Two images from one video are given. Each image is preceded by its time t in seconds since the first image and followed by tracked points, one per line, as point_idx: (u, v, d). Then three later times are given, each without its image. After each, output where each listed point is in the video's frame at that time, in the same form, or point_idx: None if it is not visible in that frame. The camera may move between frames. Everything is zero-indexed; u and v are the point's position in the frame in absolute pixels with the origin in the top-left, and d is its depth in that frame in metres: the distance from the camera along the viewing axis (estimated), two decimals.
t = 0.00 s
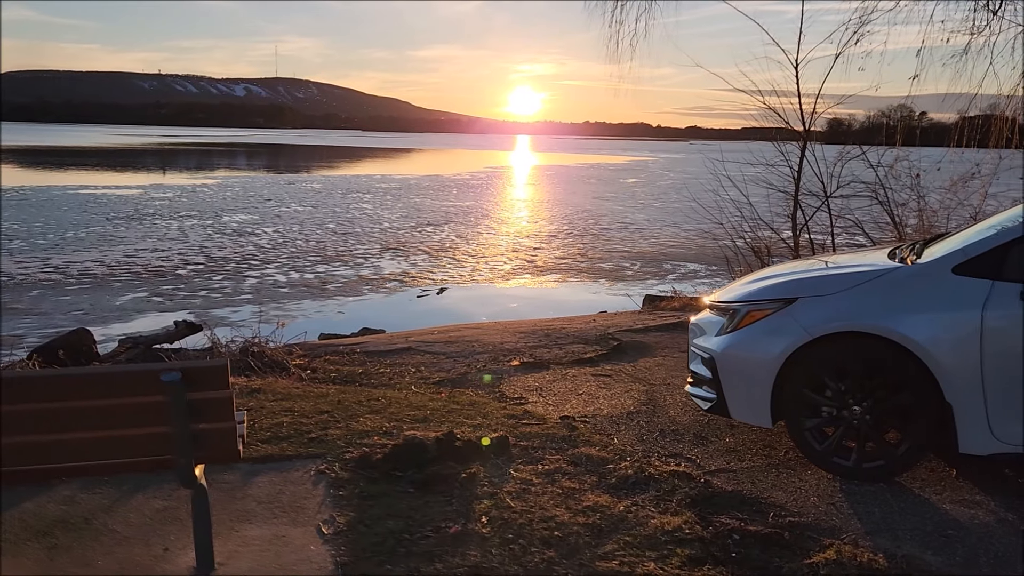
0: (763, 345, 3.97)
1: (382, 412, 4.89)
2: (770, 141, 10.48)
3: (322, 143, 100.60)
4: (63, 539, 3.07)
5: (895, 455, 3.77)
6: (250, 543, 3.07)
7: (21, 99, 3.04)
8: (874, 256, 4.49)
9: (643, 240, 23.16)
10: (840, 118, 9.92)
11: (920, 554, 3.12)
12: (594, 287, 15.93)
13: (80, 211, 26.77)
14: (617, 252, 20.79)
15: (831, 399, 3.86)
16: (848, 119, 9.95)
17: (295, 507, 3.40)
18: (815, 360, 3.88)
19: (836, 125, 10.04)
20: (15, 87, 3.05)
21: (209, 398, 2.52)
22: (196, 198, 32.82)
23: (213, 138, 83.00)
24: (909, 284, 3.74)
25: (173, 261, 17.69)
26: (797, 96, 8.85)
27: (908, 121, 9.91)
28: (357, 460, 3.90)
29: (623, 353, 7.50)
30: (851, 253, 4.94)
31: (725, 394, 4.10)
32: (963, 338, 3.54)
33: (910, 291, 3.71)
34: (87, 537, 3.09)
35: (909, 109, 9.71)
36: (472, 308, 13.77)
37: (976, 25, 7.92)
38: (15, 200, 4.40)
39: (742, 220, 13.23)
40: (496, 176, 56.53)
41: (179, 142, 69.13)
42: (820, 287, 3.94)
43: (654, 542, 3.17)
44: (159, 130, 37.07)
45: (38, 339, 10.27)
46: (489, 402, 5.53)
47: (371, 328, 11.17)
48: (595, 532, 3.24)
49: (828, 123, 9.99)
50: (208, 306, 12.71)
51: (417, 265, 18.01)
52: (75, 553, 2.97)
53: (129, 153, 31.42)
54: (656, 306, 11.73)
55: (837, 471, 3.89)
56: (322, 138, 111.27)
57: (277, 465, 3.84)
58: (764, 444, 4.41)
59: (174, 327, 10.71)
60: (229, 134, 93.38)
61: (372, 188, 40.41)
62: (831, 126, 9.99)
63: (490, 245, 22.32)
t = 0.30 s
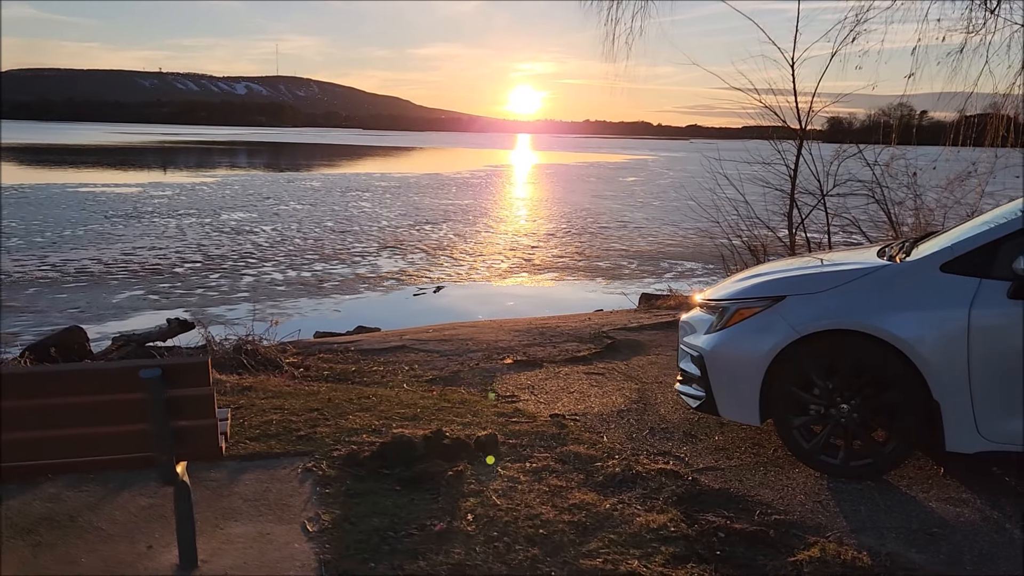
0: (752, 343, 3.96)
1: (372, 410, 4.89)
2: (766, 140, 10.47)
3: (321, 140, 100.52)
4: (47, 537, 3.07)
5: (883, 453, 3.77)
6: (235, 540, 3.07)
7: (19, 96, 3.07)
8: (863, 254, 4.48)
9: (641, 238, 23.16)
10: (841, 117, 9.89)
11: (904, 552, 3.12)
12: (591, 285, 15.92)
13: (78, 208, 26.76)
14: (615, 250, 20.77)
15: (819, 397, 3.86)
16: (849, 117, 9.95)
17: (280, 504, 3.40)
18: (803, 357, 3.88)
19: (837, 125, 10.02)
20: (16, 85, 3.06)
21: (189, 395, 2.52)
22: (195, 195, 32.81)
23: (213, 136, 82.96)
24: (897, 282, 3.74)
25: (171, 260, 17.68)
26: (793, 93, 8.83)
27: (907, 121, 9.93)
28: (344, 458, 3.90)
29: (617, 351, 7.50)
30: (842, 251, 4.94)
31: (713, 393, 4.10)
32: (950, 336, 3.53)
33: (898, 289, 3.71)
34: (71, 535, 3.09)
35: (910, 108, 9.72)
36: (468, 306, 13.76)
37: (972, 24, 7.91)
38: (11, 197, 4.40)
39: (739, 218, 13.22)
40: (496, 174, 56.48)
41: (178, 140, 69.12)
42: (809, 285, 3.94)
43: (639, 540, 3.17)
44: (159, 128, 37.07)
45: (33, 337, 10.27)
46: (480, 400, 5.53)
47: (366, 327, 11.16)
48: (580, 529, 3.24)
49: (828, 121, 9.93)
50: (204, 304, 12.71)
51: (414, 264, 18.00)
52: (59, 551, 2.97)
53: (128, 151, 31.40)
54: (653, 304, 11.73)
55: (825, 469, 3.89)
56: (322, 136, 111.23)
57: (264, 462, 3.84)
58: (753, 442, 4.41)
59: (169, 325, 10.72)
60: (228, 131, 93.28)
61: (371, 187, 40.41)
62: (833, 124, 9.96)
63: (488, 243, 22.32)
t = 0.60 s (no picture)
0: (742, 341, 3.96)
1: (364, 408, 4.90)
2: (763, 139, 10.44)
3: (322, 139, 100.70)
4: (33, 535, 3.06)
5: (873, 453, 3.77)
6: (221, 539, 3.07)
7: (21, 96, 3.11)
8: (855, 253, 4.48)
9: (640, 237, 23.15)
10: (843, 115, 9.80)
11: (893, 551, 3.12)
12: (589, 284, 15.93)
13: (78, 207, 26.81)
14: (613, 249, 20.77)
15: (809, 396, 3.85)
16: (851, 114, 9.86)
17: (269, 503, 3.39)
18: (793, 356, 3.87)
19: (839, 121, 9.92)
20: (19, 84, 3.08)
21: (173, 393, 2.51)
22: (193, 194, 32.84)
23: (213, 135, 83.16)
24: (888, 281, 3.73)
25: (168, 259, 17.68)
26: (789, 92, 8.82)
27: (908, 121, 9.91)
28: (335, 456, 3.90)
29: (611, 350, 7.51)
30: (835, 250, 4.92)
31: (704, 391, 4.10)
32: (941, 334, 3.53)
33: (889, 288, 3.70)
34: (57, 534, 3.08)
35: (912, 107, 9.69)
36: (465, 305, 13.76)
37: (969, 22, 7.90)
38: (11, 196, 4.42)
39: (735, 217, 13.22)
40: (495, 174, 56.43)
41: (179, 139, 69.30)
42: (800, 284, 3.94)
43: (627, 538, 3.16)
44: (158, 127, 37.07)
45: (29, 336, 10.27)
46: (472, 398, 5.53)
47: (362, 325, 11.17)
48: (568, 528, 3.23)
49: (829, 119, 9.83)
50: (201, 303, 12.71)
51: (412, 263, 18.01)
52: (44, 549, 2.97)
53: (128, 150, 31.43)
54: (650, 303, 11.75)
55: (816, 468, 3.89)
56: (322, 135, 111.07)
57: (254, 461, 3.83)
58: (745, 441, 4.40)
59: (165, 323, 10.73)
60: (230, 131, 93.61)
61: (371, 186, 40.42)
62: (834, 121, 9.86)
63: (486, 242, 22.32)
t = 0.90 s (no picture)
0: (730, 340, 3.94)
1: (354, 407, 4.88)
2: (759, 138, 10.43)
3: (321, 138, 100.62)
4: (15, 534, 3.05)
5: (860, 452, 3.76)
6: (204, 538, 3.06)
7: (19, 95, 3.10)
8: (845, 253, 4.46)
9: (638, 237, 23.11)
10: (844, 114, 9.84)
11: (878, 551, 3.11)
12: (585, 284, 15.90)
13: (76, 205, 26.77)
14: (611, 249, 20.73)
15: (797, 395, 3.84)
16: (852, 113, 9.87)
17: (253, 503, 3.38)
18: (781, 355, 3.86)
19: (839, 121, 9.94)
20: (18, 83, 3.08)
21: (151, 391, 2.52)
22: (192, 193, 32.82)
23: (213, 134, 83.05)
24: (876, 280, 3.72)
25: (165, 257, 17.66)
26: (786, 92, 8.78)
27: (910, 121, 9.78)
28: (321, 455, 3.88)
29: (605, 349, 7.49)
30: (826, 250, 4.91)
31: (693, 390, 4.08)
32: (928, 334, 3.52)
33: (877, 287, 3.69)
34: (39, 532, 3.07)
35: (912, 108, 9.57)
36: (461, 305, 13.72)
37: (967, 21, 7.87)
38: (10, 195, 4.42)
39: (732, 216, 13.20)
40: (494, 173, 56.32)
41: (179, 138, 69.27)
42: (788, 282, 3.93)
43: (612, 538, 3.15)
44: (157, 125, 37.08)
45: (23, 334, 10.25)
46: (463, 397, 5.52)
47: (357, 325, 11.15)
48: (553, 527, 3.22)
49: (830, 119, 9.92)
50: (196, 302, 12.69)
51: (409, 262, 17.98)
52: (25, 548, 2.95)
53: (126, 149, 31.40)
54: (646, 303, 11.72)
55: (803, 468, 3.88)
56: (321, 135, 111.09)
57: (240, 460, 3.82)
58: (735, 441, 4.39)
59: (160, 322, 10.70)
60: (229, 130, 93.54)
61: (370, 184, 40.38)
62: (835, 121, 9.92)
63: (484, 242, 22.29)
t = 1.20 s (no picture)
0: (721, 339, 3.93)
1: (345, 407, 4.86)
2: (757, 138, 10.38)
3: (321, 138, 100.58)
4: None
5: (851, 452, 3.74)
6: (189, 538, 3.04)
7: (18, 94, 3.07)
8: (837, 253, 4.44)
9: (638, 237, 23.05)
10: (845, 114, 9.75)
11: (866, 552, 3.09)
12: (583, 283, 15.86)
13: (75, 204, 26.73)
14: (610, 249, 20.68)
15: (788, 395, 3.83)
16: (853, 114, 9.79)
17: (239, 503, 3.36)
18: (771, 355, 3.85)
19: (840, 121, 9.88)
20: (20, 83, 3.04)
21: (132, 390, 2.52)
22: (192, 192, 32.78)
23: (213, 133, 82.99)
24: (866, 280, 3.70)
25: (163, 257, 17.63)
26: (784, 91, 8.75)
27: (912, 121, 9.72)
28: (310, 455, 3.87)
29: (600, 349, 7.46)
30: (820, 249, 4.89)
31: (683, 390, 4.07)
32: (918, 333, 3.50)
33: (867, 286, 3.68)
34: (24, 532, 3.06)
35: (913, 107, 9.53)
36: (458, 304, 13.68)
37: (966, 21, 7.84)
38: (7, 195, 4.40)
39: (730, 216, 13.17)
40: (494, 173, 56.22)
41: (180, 137, 69.24)
42: (778, 282, 3.91)
43: (599, 539, 3.13)
44: (157, 124, 37.03)
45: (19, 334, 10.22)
46: (456, 397, 5.50)
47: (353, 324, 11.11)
48: (541, 528, 3.21)
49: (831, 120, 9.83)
50: (193, 301, 12.66)
51: (407, 262, 17.94)
52: (9, 548, 2.94)
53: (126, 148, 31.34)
54: (643, 302, 11.68)
55: (794, 468, 3.86)
56: (322, 134, 110.95)
57: (229, 460, 3.80)
58: (726, 441, 4.37)
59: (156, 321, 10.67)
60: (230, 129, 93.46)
61: (370, 184, 40.31)
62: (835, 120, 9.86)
63: (483, 241, 22.24)
